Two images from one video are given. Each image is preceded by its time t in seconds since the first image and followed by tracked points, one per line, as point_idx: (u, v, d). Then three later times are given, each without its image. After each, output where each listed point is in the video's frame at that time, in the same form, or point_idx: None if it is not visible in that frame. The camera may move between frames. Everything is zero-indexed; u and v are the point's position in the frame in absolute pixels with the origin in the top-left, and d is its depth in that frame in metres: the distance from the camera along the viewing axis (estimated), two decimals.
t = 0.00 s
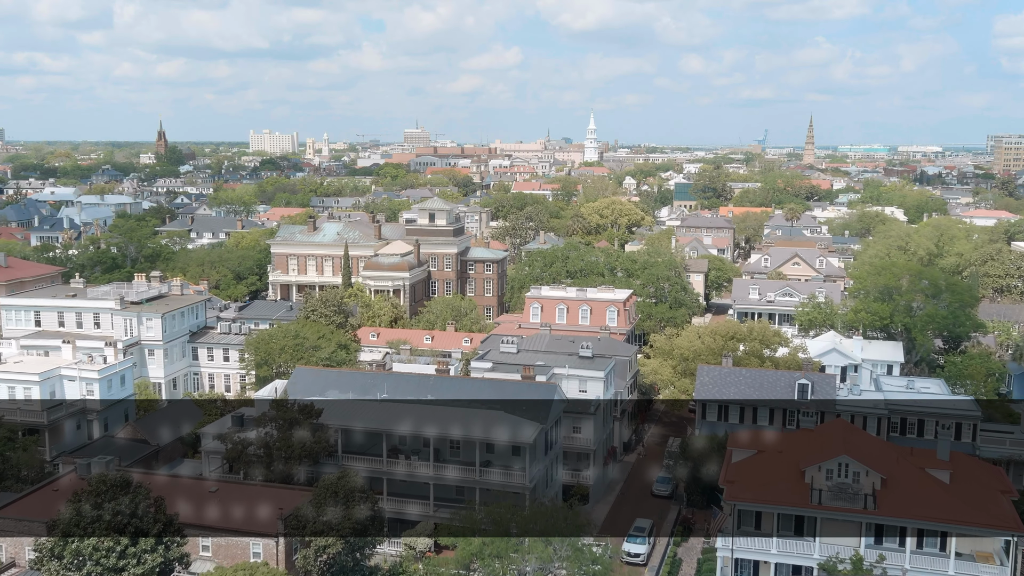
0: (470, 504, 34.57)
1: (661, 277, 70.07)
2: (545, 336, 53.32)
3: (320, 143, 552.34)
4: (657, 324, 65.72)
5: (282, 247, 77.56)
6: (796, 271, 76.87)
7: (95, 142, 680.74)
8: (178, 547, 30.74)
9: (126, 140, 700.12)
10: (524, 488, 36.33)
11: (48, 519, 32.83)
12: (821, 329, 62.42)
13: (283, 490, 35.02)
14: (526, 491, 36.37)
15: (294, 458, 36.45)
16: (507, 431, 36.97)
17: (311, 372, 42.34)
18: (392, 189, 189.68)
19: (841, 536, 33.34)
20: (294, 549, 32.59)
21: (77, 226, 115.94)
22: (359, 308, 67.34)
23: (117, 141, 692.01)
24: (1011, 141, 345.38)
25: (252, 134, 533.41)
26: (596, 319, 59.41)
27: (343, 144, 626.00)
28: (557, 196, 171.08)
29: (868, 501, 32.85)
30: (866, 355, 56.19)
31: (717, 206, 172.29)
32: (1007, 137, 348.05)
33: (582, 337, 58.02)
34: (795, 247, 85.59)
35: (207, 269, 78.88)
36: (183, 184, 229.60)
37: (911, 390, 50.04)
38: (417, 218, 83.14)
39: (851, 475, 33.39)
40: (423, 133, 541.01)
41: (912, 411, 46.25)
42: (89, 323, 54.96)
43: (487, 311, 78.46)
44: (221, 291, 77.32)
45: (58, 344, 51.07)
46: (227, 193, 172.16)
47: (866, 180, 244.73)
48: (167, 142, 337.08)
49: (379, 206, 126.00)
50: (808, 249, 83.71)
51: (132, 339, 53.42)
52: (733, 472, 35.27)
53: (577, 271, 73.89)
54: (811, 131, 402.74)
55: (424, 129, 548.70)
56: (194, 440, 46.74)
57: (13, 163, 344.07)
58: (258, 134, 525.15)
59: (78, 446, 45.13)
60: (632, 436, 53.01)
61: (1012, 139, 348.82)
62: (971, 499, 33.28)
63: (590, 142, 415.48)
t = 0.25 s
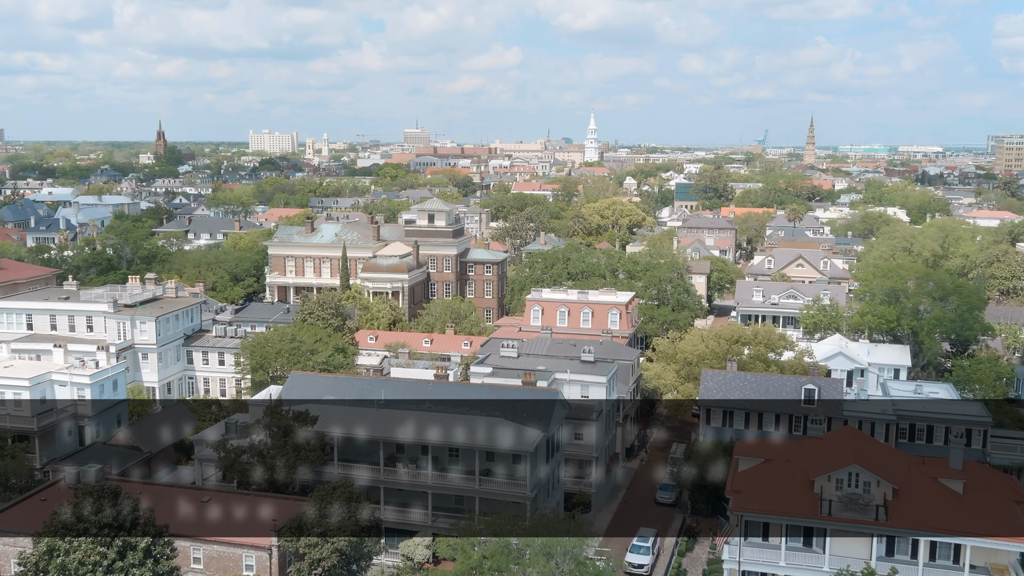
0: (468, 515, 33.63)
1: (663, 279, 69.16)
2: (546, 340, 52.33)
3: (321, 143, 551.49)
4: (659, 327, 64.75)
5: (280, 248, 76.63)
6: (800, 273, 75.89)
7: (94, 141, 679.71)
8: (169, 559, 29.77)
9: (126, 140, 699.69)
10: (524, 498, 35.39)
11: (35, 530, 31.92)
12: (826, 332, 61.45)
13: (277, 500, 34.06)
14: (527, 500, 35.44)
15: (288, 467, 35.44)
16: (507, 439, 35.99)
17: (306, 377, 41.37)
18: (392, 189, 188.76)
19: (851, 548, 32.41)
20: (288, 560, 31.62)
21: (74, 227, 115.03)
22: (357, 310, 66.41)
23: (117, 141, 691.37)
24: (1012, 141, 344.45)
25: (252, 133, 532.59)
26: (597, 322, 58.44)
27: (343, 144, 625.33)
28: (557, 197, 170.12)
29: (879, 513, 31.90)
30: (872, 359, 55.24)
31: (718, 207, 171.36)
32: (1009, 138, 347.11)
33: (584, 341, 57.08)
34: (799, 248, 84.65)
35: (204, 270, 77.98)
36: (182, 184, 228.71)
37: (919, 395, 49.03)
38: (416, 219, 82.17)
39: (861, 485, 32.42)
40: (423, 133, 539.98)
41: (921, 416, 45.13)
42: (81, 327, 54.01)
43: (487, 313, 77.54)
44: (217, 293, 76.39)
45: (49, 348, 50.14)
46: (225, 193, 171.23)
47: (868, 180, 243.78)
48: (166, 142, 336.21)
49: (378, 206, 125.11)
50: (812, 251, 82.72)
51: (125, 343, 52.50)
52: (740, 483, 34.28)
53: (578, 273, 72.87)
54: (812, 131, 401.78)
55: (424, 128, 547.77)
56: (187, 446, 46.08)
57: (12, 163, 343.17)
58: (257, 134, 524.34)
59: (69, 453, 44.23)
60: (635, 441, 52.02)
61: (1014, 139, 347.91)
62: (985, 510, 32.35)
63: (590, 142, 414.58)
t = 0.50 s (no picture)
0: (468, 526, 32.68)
1: (666, 281, 68.26)
2: (546, 343, 51.41)
3: (321, 143, 550.67)
4: (662, 330, 63.81)
5: (277, 250, 75.69)
6: (804, 275, 74.88)
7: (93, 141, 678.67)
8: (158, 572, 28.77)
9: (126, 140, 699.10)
10: (526, 508, 34.44)
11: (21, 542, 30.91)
12: (832, 335, 60.49)
13: (272, 509, 33.09)
14: (528, 510, 34.46)
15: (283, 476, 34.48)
16: (508, 447, 35.03)
17: (302, 382, 40.36)
18: (392, 189, 187.89)
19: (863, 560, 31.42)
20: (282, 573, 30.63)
21: (70, 227, 114.04)
22: (355, 313, 65.48)
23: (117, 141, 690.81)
24: (1013, 141, 343.46)
25: (252, 134, 531.69)
26: (599, 325, 57.51)
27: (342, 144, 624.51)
28: (558, 197, 169.20)
29: (891, 524, 30.96)
30: (879, 362, 54.33)
31: (720, 207, 170.53)
32: (1011, 138, 346.26)
33: (585, 344, 56.16)
34: (802, 249, 83.75)
35: (200, 272, 77.06)
36: (182, 185, 227.87)
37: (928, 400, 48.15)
38: (415, 220, 81.22)
39: (872, 495, 31.51)
40: (423, 133, 539.16)
41: (930, 422, 44.28)
42: (74, 330, 53.09)
43: (486, 315, 76.60)
44: (214, 295, 75.45)
45: (41, 352, 49.21)
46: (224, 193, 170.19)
47: (869, 180, 242.86)
48: (165, 142, 335.27)
49: (377, 207, 124.21)
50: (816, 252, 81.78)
51: (118, 346, 51.58)
52: (747, 492, 33.34)
53: (579, 275, 71.87)
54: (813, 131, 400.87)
55: (424, 129, 546.90)
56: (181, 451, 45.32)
57: (11, 163, 342.28)
58: (257, 134, 523.33)
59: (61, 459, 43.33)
60: (638, 447, 51.04)
61: (1015, 139, 347.05)
62: (1000, 521, 31.39)
63: (590, 142, 413.65)
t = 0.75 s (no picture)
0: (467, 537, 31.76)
1: (668, 283, 67.39)
2: (547, 347, 50.50)
3: (320, 143, 549.15)
4: (664, 333, 62.91)
5: (275, 251, 74.81)
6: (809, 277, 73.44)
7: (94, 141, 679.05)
8: None
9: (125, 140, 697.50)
10: (526, 517, 33.54)
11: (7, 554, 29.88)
12: (837, 338, 59.64)
13: (264, 520, 32.13)
14: (529, 520, 33.54)
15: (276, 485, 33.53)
16: (509, 455, 34.09)
17: (298, 387, 39.44)
18: (391, 189, 187.00)
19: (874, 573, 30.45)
20: None
21: (67, 228, 113.14)
22: (353, 315, 64.63)
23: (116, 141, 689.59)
24: (1015, 141, 342.58)
25: (251, 134, 531.05)
26: (601, 328, 56.64)
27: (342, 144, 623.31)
28: (558, 198, 168.34)
29: (903, 535, 30.02)
30: (885, 366, 53.49)
31: (721, 207, 169.68)
32: (1012, 138, 345.60)
33: (587, 348, 55.28)
34: (806, 250, 82.84)
35: (197, 273, 76.20)
36: (181, 185, 227.11)
37: (936, 405, 47.27)
38: (414, 220, 80.36)
39: (883, 505, 30.64)
40: (423, 133, 538.50)
41: (939, 428, 43.39)
42: (67, 333, 52.16)
43: (487, 317, 75.73)
44: (210, 296, 74.59)
45: (33, 356, 48.32)
46: (223, 193, 169.22)
47: (871, 180, 242.17)
48: (164, 142, 334.38)
49: (377, 207, 123.41)
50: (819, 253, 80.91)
51: (112, 350, 50.70)
52: (754, 502, 32.43)
53: (580, 276, 70.93)
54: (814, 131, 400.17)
55: (424, 129, 546.27)
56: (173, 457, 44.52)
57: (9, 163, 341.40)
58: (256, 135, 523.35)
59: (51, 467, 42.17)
60: (641, 451, 50.17)
61: (1017, 139, 346.36)
62: (1014, 531, 30.46)
63: (591, 142, 412.93)
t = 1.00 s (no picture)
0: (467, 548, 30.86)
1: (671, 284, 66.49)
2: (548, 350, 49.58)
3: (320, 143, 548.18)
4: (666, 336, 62.01)
5: (272, 252, 73.90)
6: (812, 278, 72.96)
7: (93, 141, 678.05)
8: None
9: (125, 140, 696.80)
10: (528, 527, 32.65)
11: None
12: (843, 340, 58.71)
13: (258, 530, 31.17)
14: (530, 530, 32.63)
15: (271, 493, 32.59)
16: (510, 463, 33.21)
17: (294, 393, 38.58)
18: (391, 190, 186.17)
19: None
20: None
21: (63, 228, 112.13)
22: (351, 317, 63.76)
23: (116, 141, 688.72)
24: (1016, 141, 341.62)
25: (251, 134, 530.00)
26: (603, 330, 55.73)
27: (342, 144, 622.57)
28: (559, 198, 167.46)
29: (916, 546, 29.03)
30: (891, 369, 52.60)
31: (722, 207, 168.73)
32: (1014, 138, 344.75)
33: (589, 351, 54.37)
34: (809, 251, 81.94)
35: (193, 275, 75.30)
36: (180, 185, 226.32)
37: (945, 409, 46.37)
38: (414, 221, 79.45)
39: (895, 515, 29.83)
40: (423, 134, 537.36)
41: (949, 433, 42.49)
42: (60, 336, 51.27)
43: (487, 319, 74.82)
44: (207, 298, 73.69)
45: (24, 359, 47.44)
46: (221, 194, 168.25)
47: (873, 180, 241.32)
48: (163, 142, 333.41)
49: (377, 207, 122.51)
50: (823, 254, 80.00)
51: (105, 353, 49.81)
52: (761, 512, 31.56)
53: (581, 277, 69.96)
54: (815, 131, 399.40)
55: (424, 129, 545.32)
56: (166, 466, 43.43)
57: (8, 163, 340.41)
58: (256, 135, 522.37)
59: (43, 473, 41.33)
60: (643, 456, 49.37)
61: (1018, 139, 345.53)
62: None
63: (591, 142, 412.02)
